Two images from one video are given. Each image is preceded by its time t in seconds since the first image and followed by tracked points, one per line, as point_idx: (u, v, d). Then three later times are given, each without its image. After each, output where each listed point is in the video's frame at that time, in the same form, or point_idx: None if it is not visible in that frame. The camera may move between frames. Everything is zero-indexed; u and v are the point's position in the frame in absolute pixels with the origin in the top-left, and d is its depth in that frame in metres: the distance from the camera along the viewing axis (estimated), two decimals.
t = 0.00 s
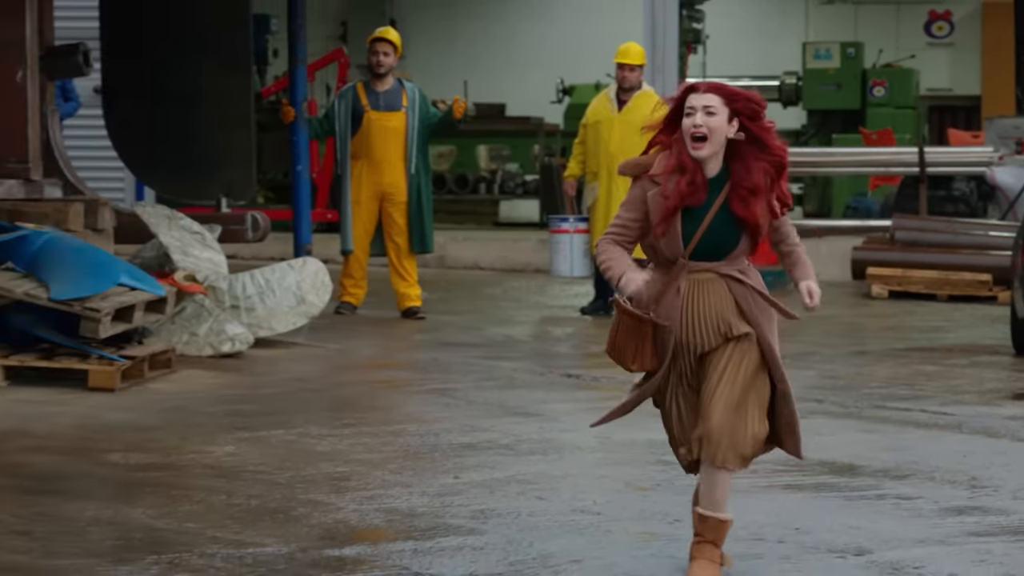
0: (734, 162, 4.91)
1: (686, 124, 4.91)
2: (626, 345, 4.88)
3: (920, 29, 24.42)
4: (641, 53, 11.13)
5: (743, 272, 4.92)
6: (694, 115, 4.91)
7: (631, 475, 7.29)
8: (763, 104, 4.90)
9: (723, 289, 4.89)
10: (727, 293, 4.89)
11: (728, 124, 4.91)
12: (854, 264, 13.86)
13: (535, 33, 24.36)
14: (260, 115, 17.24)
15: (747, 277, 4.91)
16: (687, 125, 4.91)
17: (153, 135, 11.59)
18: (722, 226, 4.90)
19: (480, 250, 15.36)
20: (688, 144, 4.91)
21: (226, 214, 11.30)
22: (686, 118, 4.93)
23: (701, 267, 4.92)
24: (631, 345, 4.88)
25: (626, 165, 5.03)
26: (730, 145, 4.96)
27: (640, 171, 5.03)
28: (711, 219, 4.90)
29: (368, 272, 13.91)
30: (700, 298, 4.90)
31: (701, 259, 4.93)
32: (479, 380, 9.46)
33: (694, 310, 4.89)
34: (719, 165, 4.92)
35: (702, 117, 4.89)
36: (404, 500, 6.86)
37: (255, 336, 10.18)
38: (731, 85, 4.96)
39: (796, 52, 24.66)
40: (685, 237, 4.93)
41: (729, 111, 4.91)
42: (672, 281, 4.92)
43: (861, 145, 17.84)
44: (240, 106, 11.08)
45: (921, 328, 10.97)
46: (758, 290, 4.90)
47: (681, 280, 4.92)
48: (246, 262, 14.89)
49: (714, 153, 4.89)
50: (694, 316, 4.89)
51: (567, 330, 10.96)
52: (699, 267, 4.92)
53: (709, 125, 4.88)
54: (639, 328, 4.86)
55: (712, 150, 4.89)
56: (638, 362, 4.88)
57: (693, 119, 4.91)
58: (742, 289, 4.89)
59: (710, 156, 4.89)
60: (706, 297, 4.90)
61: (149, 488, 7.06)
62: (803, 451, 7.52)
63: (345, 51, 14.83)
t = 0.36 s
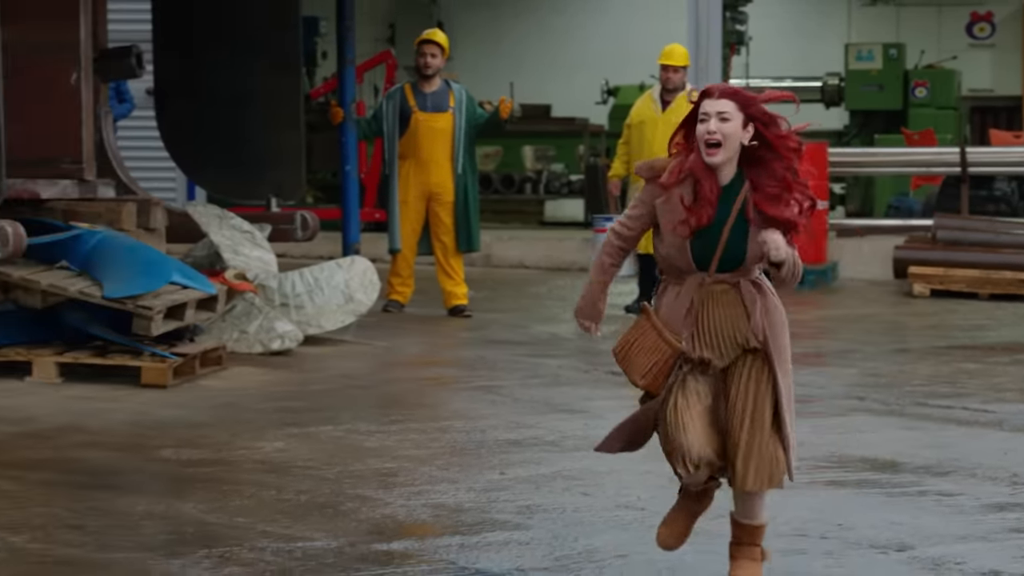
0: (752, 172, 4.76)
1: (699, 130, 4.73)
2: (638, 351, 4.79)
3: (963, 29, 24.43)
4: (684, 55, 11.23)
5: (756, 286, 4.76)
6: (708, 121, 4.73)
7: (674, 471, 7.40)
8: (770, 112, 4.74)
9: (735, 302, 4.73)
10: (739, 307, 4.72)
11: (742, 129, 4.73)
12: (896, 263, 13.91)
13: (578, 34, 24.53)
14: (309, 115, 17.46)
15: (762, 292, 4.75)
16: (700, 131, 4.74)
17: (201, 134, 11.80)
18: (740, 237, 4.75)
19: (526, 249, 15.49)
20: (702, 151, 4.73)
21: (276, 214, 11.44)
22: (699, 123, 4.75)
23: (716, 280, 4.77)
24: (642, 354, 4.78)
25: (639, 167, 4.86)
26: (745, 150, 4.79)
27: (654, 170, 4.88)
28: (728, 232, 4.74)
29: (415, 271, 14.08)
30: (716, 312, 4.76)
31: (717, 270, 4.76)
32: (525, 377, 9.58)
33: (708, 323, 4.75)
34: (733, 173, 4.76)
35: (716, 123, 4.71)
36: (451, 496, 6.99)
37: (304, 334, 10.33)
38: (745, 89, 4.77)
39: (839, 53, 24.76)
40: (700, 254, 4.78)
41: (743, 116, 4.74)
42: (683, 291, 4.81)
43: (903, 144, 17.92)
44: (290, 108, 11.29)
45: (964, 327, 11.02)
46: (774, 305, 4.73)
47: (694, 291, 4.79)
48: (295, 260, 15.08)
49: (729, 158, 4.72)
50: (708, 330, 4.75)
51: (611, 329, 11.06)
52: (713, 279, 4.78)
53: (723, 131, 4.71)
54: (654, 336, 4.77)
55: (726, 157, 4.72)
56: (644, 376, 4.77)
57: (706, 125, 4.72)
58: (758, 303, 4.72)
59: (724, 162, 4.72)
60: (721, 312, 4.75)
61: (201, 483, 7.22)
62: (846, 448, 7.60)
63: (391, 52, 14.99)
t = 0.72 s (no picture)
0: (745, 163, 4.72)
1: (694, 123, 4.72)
2: (648, 338, 4.80)
3: (1008, 30, 24.34)
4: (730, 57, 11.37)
5: (764, 284, 4.80)
6: (703, 113, 4.71)
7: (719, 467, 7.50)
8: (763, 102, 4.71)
9: (739, 300, 4.77)
10: (745, 300, 4.77)
11: (738, 123, 4.71)
12: (940, 262, 13.95)
13: (623, 34, 24.55)
14: (358, 117, 17.59)
15: (769, 292, 4.80)
16: (696, 124, 4.72)
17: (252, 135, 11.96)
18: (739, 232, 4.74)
19: (574, 246, 15.61)
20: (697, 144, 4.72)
21: (328, 212, 11.57)
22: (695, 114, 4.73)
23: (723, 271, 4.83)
24: (654, 342, 4.78)
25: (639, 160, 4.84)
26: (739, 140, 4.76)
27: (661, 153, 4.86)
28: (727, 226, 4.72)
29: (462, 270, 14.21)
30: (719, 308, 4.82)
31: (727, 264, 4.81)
32: (571, 374, 9.69)
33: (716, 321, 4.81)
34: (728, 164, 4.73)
35: (711, 116, 4.69)
36: (499, 491, 7.11)
37: (355, 331, 10.48)
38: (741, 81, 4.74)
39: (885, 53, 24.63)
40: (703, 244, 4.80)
41: (740, 109, 4.71)
42: (690, 278, 4.86)
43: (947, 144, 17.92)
44: (341, 105, 11.60)
45: (1009, 325, 11.05)
46: (779, 307, 4.80)
47: (700, 280, 4.85)
48: (346, 258, 15.24)
49: (725, 152, 4.70)
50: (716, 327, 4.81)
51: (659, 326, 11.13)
52: (713, 269, 4.84)
53: (717, 125, 4.69)
54: (665, 324, 4.78)
55: (721, 151, 4.70)
56: (659, 359, 4.75)
57: (701, 117, 4.71)
58: (763, 303, 4.78)
59: (719, 156, 4.70)
60: (724, 308, 4.81)
61: (253, 478, 7.37)
62: (891, 445, 7.67)
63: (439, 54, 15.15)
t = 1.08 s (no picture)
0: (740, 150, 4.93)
1: (691, 114, 4.93)
2: (641, 321, 4.97)
3: None
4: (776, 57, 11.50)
5: (761, 274, 4.97)
6: (699, 104, 4.93)
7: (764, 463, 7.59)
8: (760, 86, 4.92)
9: (735, 290, 4.95)
10: (737, 290, 4.95)
11: (734, 113, 4.92)
12: (985, 260, 13.98)
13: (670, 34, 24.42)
14: (410, 117, 17.68)
15: (763, 278, 4.97)
16: (692, 114, 4.93)
17: (303, 134, 12.12)
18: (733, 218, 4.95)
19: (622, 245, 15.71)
20: (694, 136, 4.92)
21: (380, 211, 11.73)
22: (692, 105, 4.94)
23: (718, 261, 5.01)
24: (646, 323, 4.95)
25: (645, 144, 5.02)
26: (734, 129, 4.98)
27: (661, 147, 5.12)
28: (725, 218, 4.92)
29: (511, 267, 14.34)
30: (715, 297, 5.00)
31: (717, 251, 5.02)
32: (619, 371, 9.81)
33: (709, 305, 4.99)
34: (723, 154, 4.96)
35: (707, 107, 4.90)
36: (549, 486, 7.24)
37: (407, 328, 10.60)
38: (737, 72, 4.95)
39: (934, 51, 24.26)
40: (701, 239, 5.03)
41: (735, 99, 4.92)
42: (686, 266, 5.04)
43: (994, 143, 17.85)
44: (393, 105, 11.73)
45: None
46: (776, 293, 4.96)
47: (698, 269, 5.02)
48: (397, 257, 15.38)
49: (721, 143, 4.91)
50: (710, 311, 4.99)
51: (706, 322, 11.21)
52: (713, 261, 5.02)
53: (713, 115, 4.89)
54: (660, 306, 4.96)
55: (716, 141, 4.90)
56: (647, 342, 4.92)
57: (698, 108, 4.92)
58: (757, 290, 4.95)
59: (715, 147, 4.92)
60: (718, 297, 4.99)
61: (308, 472, 7.52)
62: (937, 441, 7.76)
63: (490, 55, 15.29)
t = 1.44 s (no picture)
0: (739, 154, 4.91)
1: (686, 118, 4.92)
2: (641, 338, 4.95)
3: None
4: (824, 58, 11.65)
5: (769, 286, 4.95)
6: (694, 107, 4.91)
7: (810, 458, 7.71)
8: (761, 84, 4.90)
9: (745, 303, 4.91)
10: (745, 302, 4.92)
11: (729, 118, 4.90)
12: None
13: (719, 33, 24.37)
14: (461, 118, 17.81)
15: (771, 288, 4.94)
16: (688, 117, 4.91)
17: (355, 133, 12.32)
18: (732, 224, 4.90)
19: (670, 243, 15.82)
20: (689, 140, 4.91)
21: (432, 210, 11.90)
22: (687, 109, 4.93)
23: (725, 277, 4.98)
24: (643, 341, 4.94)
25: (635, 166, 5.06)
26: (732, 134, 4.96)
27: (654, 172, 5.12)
28: (721, 222, 4.90)
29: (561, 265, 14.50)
30: (721, 311, 4.96)
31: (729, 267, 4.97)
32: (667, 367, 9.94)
33: (711, 318, 4.96)
34: (719, 160, 4.92)
35: (702, 110, 4.88)
36: (598, 481, 7.39)
37: (459, 326, 10.72)
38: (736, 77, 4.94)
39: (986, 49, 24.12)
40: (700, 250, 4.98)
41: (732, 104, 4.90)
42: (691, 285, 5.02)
43: None
44: (446, 105, 11.93)
45: None
46: (785, 300, 4.92)
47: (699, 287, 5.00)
48: (449, 254, 15.56)
49: (715, 146, 4.89)
50: (715, 322, 4.96)
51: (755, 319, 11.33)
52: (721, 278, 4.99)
53: (708, 119, 4.88)
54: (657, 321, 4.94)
55: (711, 145, 4.89)
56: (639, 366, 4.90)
57: (693, 111, 4.90)
58: (765, 299, 4.91)
59: (709, 151, 4.90)
60: (723, 310, 4.96)
61: (361, 467, 7.70)
62: (982, 438, 7.86)
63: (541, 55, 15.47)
